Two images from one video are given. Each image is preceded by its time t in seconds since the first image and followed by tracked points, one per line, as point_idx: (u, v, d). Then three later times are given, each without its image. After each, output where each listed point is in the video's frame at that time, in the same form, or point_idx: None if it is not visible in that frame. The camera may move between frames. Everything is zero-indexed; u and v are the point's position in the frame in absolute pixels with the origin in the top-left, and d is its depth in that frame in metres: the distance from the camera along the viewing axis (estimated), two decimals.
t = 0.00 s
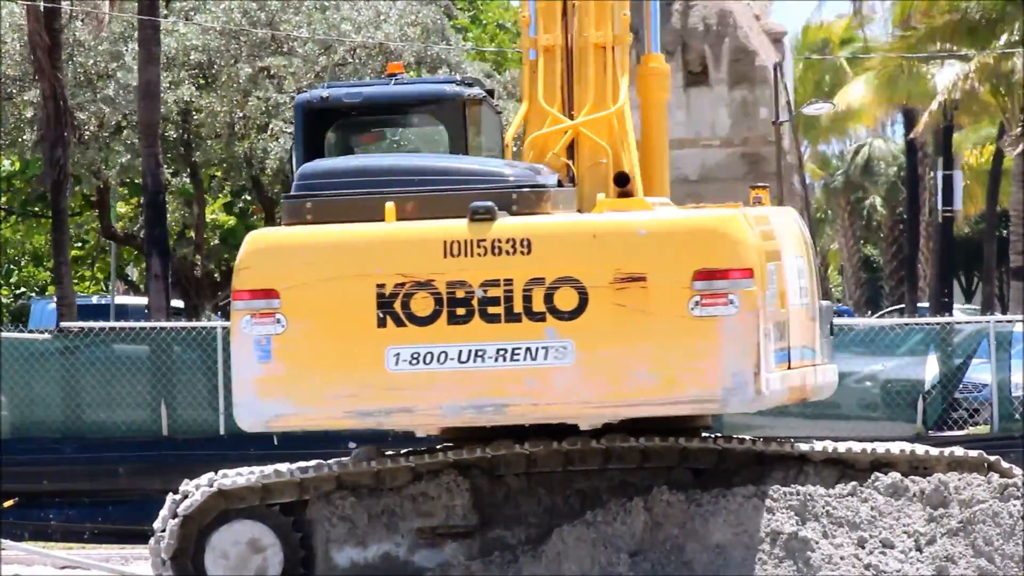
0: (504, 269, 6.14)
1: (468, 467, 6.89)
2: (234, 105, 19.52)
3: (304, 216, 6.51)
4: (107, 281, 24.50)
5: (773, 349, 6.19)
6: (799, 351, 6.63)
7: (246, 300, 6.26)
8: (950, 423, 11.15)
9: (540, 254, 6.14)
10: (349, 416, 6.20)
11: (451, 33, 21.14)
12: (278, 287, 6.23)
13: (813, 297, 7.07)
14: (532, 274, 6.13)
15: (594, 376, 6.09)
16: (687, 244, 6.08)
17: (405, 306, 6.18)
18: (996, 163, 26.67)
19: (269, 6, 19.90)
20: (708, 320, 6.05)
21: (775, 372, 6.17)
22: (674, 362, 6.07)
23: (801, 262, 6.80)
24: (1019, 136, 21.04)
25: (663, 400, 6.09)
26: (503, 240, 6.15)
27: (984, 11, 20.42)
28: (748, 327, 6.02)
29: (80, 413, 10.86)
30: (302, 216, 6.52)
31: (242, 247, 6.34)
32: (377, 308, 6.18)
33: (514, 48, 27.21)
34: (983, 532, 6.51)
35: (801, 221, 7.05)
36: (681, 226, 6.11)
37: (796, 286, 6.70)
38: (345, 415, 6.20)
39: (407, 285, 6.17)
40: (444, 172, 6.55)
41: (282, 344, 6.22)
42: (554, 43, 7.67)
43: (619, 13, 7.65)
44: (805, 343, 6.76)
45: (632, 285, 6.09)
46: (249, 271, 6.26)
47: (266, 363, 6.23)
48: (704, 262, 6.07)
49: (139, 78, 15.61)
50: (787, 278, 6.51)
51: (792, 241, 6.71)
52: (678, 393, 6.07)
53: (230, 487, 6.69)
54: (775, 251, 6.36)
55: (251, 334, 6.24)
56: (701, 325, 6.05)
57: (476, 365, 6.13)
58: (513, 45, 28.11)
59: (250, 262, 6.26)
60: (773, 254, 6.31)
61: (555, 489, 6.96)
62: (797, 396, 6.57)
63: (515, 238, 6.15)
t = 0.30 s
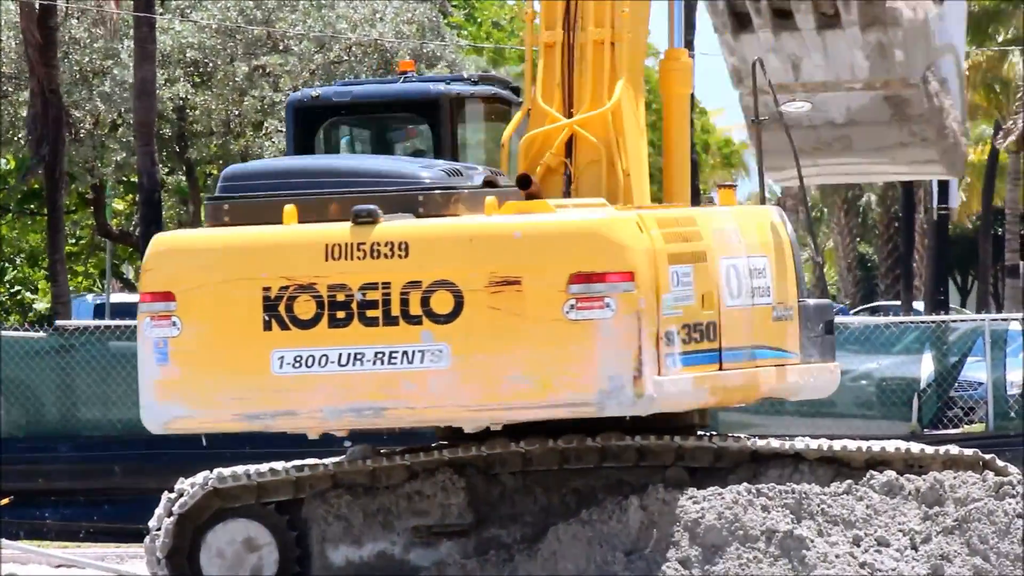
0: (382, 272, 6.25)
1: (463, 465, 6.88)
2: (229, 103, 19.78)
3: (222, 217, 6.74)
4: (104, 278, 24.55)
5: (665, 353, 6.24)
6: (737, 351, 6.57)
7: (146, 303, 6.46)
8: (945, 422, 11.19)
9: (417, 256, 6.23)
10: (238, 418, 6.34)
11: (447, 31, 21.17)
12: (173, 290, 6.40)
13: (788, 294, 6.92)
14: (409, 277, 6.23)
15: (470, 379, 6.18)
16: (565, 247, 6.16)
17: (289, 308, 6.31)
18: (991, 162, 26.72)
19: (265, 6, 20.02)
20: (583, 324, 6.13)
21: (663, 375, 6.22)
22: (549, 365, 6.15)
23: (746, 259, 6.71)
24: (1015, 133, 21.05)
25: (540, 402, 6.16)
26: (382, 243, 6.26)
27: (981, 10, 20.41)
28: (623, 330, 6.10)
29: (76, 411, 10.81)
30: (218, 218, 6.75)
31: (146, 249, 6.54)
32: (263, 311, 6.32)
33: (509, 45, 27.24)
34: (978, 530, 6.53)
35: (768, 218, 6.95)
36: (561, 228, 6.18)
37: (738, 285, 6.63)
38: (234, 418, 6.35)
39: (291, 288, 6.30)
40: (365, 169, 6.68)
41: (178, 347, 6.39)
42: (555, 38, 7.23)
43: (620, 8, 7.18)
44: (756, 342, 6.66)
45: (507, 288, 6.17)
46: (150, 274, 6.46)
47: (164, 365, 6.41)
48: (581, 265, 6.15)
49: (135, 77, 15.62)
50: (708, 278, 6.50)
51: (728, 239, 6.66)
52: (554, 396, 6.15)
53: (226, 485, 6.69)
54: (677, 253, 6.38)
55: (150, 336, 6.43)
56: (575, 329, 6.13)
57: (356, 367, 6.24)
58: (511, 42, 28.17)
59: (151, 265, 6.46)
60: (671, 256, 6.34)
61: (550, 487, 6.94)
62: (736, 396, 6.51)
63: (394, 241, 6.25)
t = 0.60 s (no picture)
0: (267, 278, 6.40)
1: (461, 467, 6.88)
2: (228, 104, 19.79)
3: (153, 222, 6.96)
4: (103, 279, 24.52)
5: (555, 360, 6.25)
6: (664, 356, 6.44)
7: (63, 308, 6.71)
8: (944, 423, 11.19)
9: (299, 263, 6.39)
10: (140, 423, 6.53)
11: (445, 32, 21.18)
12: (83, 296, 6.63)
13: (762, 295, 6.59)
14: (291, 284, 6.39)
15: (348, 386, 6.31)
16: (443, 253, 6.24)
17: (183, 315, 6.47)
18: (989, 163, 26.81)
19: (264, 7, 20.14)
20: (456, 331, 6.21)
21: (550, 383, 6.23)
22: (424, 372, 6.25)
23: (691, 262, 6.50)
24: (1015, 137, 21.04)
25: (417, 409, 6.26)
26: (266, 250, 6.43)
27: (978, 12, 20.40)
28: (497, 337, 6.18)
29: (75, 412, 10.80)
30: (152, 223, 6.97)
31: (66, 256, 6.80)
32: (161, 317, 6.49)
33: (507, 47, 27.23)
34: (976, 531, 6.50)
35: (734, 216, 6.65)
36: (442, 234, 6.26)
37: (676, 287, 6.47)
38: (137, 422, 6.54)
39: (185, 295, 6.47)
40: (309, 168, 6.90)
41: (89, 352, 6.60)
42: (555, 40, 7.26)
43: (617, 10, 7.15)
44: (701, 345, 6.48)
45: (384, 295, 6.29)
46: (66, 281, 6.70)
47: (79, 371, 6.63)
48: (457, 272, 6.23)
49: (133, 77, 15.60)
50: (628, 283, 6.41)
51: (665, 243, 6.51)
52: (431, 402, 6.24)
53: (225, 485, 6.67)
54: (577, 260, 6.37)
55: (65, 341, 6.66)
56: (449, 336, 6.21)
57: (243, 373, 6.40)
58: (512, 44, 28.25)
59: (67, 272, 6.70)
60: (569, 262, 6.35)
61: (549, 489, 6.93)
62: (662, 400, 6.41)
63: (280, 248, 6.41)
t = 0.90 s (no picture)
0: (160, 284, 6.41)
1: (458, 468, 6.89)
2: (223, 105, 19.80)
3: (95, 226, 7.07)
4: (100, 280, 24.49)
5: (446, 366, 6.30)
6: (588, 359, 6.45)
7: None
8: (940, 425, 11.17)
9: (191, 268, 6.39)
10: (61, 427, 6.51)
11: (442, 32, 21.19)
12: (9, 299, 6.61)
13: (721, 298, 6.57)
14: (183, 289, 6.39)
15: (235, 392, 6.34)
16: (328, 259, 6.30)
17: (92, 319, 6.47)
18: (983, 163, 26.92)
19: (259, 7, 20.35)
20: (332, 337, 6.26)
21: (438, 388, 6.29)
22: (304, 378, 6.29)
23: (630, 266, 6.52)
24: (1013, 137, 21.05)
25: (293, 415, 6.31)
26: (162, 255, 6.43)
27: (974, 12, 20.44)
28: (371, 342, 6.24)
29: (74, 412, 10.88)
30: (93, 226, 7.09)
31: None
32: (74, 321, 6.48)
33: (503, 48, 27.23)
34: (972, 532, 6.52)
35: (692, 218, 6.67)
36: (326, 239, 6.32)
37: (607, 291, 6.50)
38: (58, 426, 6.52)
39: (94, 299, 6.47)
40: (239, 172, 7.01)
41: (19, 356, 6.57)
42: (555, 41, 7.27)
43: (609, 10, 7.06)
44: (639, 349, 6.49)
45: (265, 301, 6.33)
46: None
47: (13, 373, 6.60)
48: (334, 279, 6.28)
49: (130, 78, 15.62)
50: (537, 288, 6.44)
51: (597, 247, 6.54)
52: (310, 408, 6.28)
53: (221, 487, 6.66)
54: (477, 265, 6.42)
55: None
56: (326, 342, 6.26)
57: (141, 379, 6.40)
58: (506, 45, 28.25)
59: None
60: (465, 268, 6.39)
61: (546, 490, 6.91)
62: (583, 404, 6.44)
63: (173, 253, 6.43)
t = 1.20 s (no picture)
0: (77, 287, 6.46)
1: (456, 468, 6.89)
2: (223, 105, 20.08)
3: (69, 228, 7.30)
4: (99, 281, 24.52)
5: (349, 369, 6.34)
6: (519, 362, 6.46)
7: None
8: (939, 425, 11.22)
9: (106, 271, 6.43)
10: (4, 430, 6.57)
11: (440, 33, 21.24)
12: None
13: (678, 300, 6.54)
14: (98, 292, 6.43)
15: (143, 395, 6.38)
16: (232, 262, 6.35)
17: (24, 322, 6.52)
18: (982, 163, 26.93)
19: (257, 7, 20.35)
20: (227, 341, 6.32)
21: (340, 392, 6.33)
22: (203, 381, 6.34)
23: (571, 268, 6.50)
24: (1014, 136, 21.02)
25: (192, 419, 6.36)
26: (82, 258, 6.48)
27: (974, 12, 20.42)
28: (264, 347, 6.31)
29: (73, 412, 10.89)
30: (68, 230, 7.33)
31: None
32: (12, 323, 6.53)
33: (501, 49, 27.27)
34: (972, 532, 6.51)
35: (654, 221, 6.65)
36: (228, 243, 6.37)
37: (544, 294, 6.50)
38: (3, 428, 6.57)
39: (26, 302, 6.52)
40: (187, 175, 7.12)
41: None
42: (559, 40, 7.26)
43: (606, 9, 7.01)
44: (580, 351, 6.49)
45: (169, 305, 6.37)
46: None
47: None
48: (229, 283, 6.33)
49: (131, 77, 15.66)
50: (456, 291, 6.45)
51: (534, 249, 6.53)
52: (209, 411, 6.33)
53: (221, 487, 6.65)
54: (390, 269, 6.44)
55: None
56: (221, 346, 6.32)
57: (65, 381, 6.45)
58: (504, 46, 28.32)
59: None
60: (372, 272, 6.42)
61: (544, 490, 6.90)
62: (509, 407, 6.46)
63: (87, 256, 6.47)
